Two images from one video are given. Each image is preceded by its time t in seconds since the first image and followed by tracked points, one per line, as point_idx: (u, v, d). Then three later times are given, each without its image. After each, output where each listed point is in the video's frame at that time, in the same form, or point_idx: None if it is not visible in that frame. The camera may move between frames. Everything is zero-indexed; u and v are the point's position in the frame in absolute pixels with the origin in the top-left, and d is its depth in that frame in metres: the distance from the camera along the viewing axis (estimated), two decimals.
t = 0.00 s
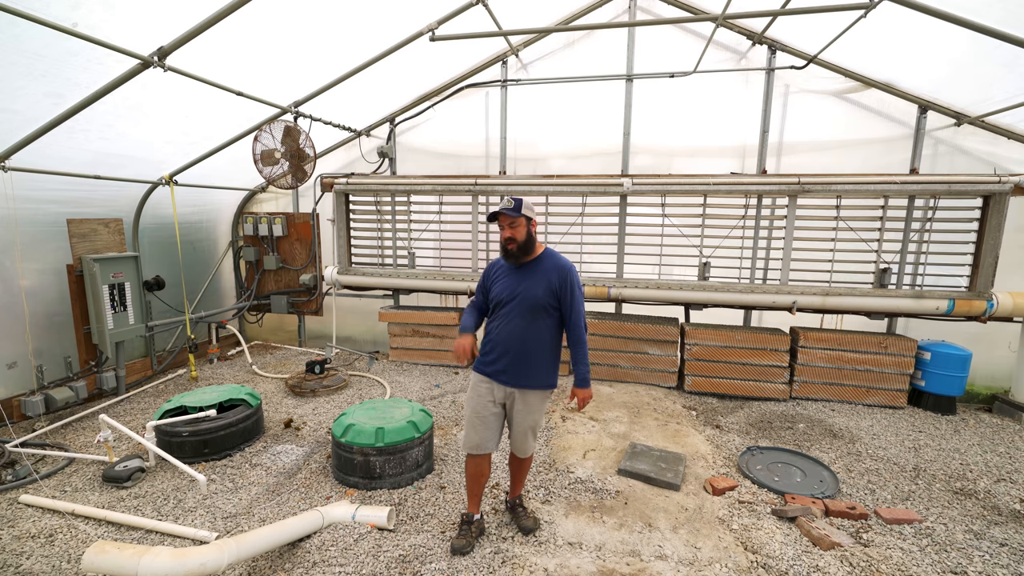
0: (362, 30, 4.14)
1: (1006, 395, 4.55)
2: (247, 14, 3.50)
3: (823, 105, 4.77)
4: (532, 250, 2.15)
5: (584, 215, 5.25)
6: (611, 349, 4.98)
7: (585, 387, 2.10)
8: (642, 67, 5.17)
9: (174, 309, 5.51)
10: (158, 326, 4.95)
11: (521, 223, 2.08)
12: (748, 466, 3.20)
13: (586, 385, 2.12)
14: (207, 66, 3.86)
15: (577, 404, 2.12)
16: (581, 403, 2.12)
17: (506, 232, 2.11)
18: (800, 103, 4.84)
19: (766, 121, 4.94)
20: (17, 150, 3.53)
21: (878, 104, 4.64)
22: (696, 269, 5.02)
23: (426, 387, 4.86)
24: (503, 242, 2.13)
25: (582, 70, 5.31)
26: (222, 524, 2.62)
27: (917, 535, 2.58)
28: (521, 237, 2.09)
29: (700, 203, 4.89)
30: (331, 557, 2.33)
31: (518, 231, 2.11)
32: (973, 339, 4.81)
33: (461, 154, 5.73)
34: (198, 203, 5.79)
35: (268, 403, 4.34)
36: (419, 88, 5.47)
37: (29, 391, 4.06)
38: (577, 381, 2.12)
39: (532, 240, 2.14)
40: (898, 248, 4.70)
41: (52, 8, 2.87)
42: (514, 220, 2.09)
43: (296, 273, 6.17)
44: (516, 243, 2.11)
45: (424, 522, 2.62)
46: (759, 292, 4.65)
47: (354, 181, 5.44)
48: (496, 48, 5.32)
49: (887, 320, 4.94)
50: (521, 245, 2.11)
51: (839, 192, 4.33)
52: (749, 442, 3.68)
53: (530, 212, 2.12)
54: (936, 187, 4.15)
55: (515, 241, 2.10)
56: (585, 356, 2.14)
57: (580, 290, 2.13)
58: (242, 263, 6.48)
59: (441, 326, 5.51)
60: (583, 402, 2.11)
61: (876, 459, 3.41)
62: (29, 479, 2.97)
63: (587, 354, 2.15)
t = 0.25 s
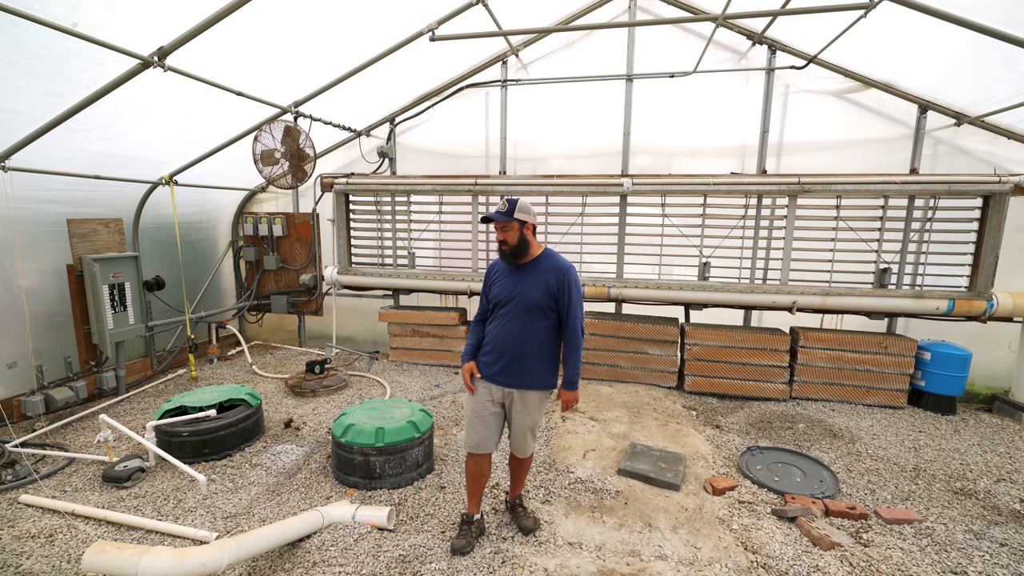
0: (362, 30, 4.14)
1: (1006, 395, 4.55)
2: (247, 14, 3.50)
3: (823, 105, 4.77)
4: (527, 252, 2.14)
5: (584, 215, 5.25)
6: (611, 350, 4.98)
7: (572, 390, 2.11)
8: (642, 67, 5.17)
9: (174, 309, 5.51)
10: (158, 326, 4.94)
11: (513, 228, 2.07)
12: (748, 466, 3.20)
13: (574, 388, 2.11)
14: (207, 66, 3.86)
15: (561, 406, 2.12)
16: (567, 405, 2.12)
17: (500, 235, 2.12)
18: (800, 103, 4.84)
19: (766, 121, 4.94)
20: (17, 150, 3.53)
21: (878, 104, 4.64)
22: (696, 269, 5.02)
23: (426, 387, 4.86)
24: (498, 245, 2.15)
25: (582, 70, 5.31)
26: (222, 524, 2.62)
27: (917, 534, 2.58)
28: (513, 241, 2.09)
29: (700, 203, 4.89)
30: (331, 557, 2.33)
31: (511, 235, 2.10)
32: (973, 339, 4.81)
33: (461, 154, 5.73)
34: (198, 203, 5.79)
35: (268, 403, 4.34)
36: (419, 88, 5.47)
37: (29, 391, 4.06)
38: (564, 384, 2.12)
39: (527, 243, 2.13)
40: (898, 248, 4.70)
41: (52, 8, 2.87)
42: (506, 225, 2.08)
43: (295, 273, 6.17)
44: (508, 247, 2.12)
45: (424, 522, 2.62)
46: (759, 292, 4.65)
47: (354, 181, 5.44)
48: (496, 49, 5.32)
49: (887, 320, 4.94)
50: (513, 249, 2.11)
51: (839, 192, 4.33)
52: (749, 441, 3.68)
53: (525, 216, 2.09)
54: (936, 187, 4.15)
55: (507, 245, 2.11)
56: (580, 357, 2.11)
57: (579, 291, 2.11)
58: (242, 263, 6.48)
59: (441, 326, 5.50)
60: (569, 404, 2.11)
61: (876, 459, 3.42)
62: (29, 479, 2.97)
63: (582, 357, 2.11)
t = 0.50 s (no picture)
0: (362, 30, 4.14)
1: (1006, 395, 4.55)
2: (247, 14, 3.50)
3: (823, 105, 4.77)
4: (524, 253, 2.15)
5: (584, 215, 5.25)
6: (611, 350, 4.98)
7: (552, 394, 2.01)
8: (642, 67, 5.17)
9: (174, 309, 5.51)
10: (158, 326, 4.94)
11: (503, 229, 2.11)
12: (748, 466, 3.20)
13: (558, 394, 2.01)
14: (206, 66, 3.86)
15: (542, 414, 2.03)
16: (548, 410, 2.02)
17: (495, 237, 2.18)
18: (800, 103, 4.84)
19: (766, 121, 4.94)
20: (17, 150, 3.53)
21: (878, 104, 4.64)
22: (696, 269, 5.02)
23: (426, 387, 4.86)
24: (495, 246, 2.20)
25: (582, 70, 5.31)
26: (222, 524, 2.62)
27: (917, 535, 2.58)
28: (505, 242, 2.13)
29: (700, 203, 4.89)
30: (331, 557, 2.33)
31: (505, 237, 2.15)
32: (973, 339, 4.81)
33: (461, 154, 5.73)
34: (198, 203, 5.79)
35: (268, 403, 4.34)
36: (419, 88, 5.47)
37: (29, 391, 4.06)
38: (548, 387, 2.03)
39: (522, 245, 2.13)
40: (898, 248, 4.70)
41: (52, 8, 2.87)
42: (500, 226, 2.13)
43: (295, 273, 6.17)
44: (502, 248, 2.16)
45: (424, 522, 2.62)
46: (759, 292, 4.65)
47: (354, 181, 5.44)
48: (496, 49, 5.32)
49: (887, 320, 4.94)
50: (505, 250, 2.14)
51: (839, 192, 4.33)
52: (749, 442, 3.68)
53: (517, 218, 2.09)
54: (936, 187, 4.15)
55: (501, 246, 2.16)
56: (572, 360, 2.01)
57: (576, 293, 2.08)
58: (242, 263, 6.48)
59: (441, 326, 5.50)
60: (549, 411, 2.01)
61: (876, 459, 3.41)
62: (29, 479, 2.97)
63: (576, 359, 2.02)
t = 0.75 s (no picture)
0: (362, 30, 4.14)
1: (1006, 395, 4.55)
2: (247, 14, 3.50)
3: (823, 105, 4.77)
4: (528, 253, 2.16)
5: (584, 215, 5.25)
6: (611, 350, 4.98)
7: (539, 377, 1.95)
8: (642, 67, 5.17)
9: (174, 309, 5.51)
10: (158, 326, 4.94)
11: (507, 230, 2.13)
12: (748, 466, 3.20)
13: (545, 379, 1.96)
14: (206, 66, 3.86)
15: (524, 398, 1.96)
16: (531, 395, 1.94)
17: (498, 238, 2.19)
18: (800, 103, 4.84)
19: (766, 121, 4.94)
20: (17, 151, 3.53)
21: (878, 104, 4.64)
22: (696, 269, 5.02)
23: (426, 387, 4.86)
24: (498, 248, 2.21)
25: (582, 70, 5.31)
26: (222, 524, 2.62)
27: (917, 535, 2.58)
28: (508, 243, 2.14)
29: (700, 203, 4.89)
30: (331, 557, 2.33)
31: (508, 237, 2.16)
32: (973, 339, 4.81)
33: (461, 154, 5.73)
34: (198, 203, 5.79)
35: (268, 403, 4.34)
36: (419, 88, 5.47)
37: (29, 391, 4.06)
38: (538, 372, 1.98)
39: (524, 245, 2.14)
40: (898, 248, 4.70)
41: (52, 8, 2.87)
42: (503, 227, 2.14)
43: (295, 273, 6.17)
44: (505, 248, 2.17)
45: (424, 522, 2.62)
46: (759, 292, 4.65)
47: (354, 181, 5.44)
48: (496, 49, 5.32)
49: (887, 321, 4.94)
50: (509, 250, 2.16)
51: (839, 192, 4.33)
52: (749, 442, 3.68)
53: (520, 218, 2.09)
54: (936, 187, 4.15)
55: (504, 246, 2.17)
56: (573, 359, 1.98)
57: (577, 294, 2.05)
58: (242, 263, 6.48)
59: (441, 326, 5.51)
60: (530, 395, 1.93)
61: (876, 459, 3.41)
62: (29, 479, 2.97)
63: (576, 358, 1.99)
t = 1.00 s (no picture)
0: (362, 30, 4.14)
1: (1006, 394, 4.55)
2: (247, 14, 3.50)
3: (823, 105, 4.77)
4: (542, 251, 2.14)
5: (584, 215, 5.25)
6: (611, 349, 4.98)
7: (537, 386, 1.97)
8: (642, 67, 5.16)
9: (174, 309, 5.51)
10: (158, 326, 4.94)
11: (531, 223, 2.09)
12: (748, 466, 3.20)
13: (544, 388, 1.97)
14: (206, 66, 3.86)
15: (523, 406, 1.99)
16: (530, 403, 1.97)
17: (517, 231, 2.11)
18: (800, 103, 4.84)
19: (766, 121, 4.94)
20: (17, 150, 3.53)
21: (878, 104, 4.64)
22: (696, 269, 5.02)
23: (426, 387, 4.86)
24: (513, 242, 2.13)
25: (582, 70, 5.31)
26: (222, 524, 2.62)
27: (917, 534, 2.58)
28: (531, 236, 2.10)
29: (700, 203, 4.88)
30: (331, 557, 2.33)
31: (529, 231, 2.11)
32: (973, 339, 4.81)
33: (461, 154, 5.73)
34: (198, 203, 5.79)
35: (268, 403, 4.34)
36: (419, 88, 5.47)
37: (29, 391, 4.06)
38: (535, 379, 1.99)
39: (542, 241, 2.14)
40: (898, 248, 4.70)
41: (52, 8, 2.87)
42: (525, 220, 2.09)
43: (295, 273, 6.17)
44: (527, 243, 2.12)
45: (424, 522, 2.62)
46: (759, 292, 4.65)
47: (354, 181, 5.44)
48: (496, 48, 5.32)
49: (887, 320, 4.94)
50: (531, 245, 2.11)
51: (839, 192, 4.33)
52: (749, 442, 3.68)
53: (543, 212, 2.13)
54: (936, 187, 4.15)
55: (526, 240, 2.11)
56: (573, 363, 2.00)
57: (585, 296, 2.06)
58: (242, 263, 6.48)
59: (441, 326, 5.51)
60: (529, 403, 1.96)
61: (876, 459, 3.41)
62: (29, 479, 2.97)
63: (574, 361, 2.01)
